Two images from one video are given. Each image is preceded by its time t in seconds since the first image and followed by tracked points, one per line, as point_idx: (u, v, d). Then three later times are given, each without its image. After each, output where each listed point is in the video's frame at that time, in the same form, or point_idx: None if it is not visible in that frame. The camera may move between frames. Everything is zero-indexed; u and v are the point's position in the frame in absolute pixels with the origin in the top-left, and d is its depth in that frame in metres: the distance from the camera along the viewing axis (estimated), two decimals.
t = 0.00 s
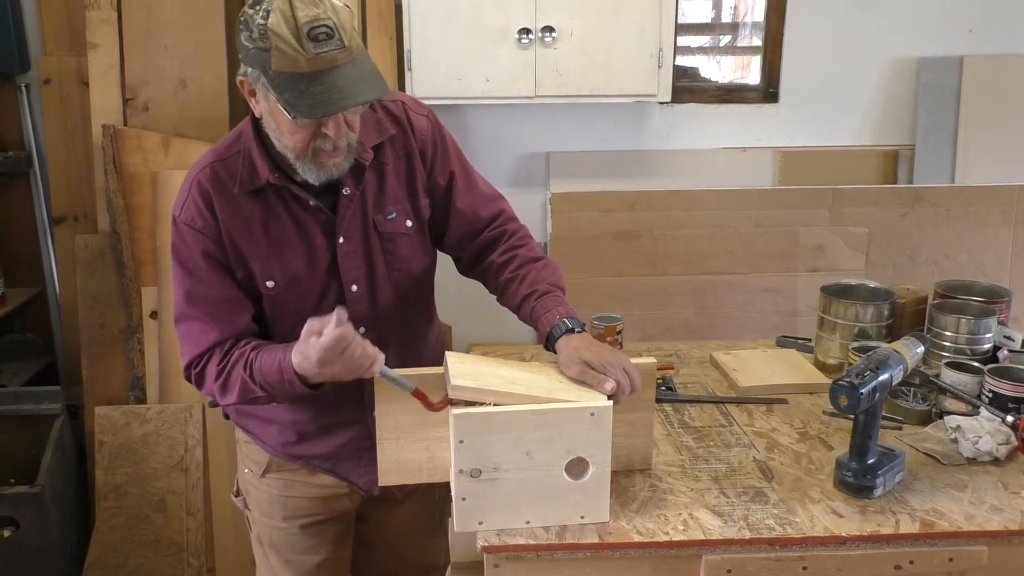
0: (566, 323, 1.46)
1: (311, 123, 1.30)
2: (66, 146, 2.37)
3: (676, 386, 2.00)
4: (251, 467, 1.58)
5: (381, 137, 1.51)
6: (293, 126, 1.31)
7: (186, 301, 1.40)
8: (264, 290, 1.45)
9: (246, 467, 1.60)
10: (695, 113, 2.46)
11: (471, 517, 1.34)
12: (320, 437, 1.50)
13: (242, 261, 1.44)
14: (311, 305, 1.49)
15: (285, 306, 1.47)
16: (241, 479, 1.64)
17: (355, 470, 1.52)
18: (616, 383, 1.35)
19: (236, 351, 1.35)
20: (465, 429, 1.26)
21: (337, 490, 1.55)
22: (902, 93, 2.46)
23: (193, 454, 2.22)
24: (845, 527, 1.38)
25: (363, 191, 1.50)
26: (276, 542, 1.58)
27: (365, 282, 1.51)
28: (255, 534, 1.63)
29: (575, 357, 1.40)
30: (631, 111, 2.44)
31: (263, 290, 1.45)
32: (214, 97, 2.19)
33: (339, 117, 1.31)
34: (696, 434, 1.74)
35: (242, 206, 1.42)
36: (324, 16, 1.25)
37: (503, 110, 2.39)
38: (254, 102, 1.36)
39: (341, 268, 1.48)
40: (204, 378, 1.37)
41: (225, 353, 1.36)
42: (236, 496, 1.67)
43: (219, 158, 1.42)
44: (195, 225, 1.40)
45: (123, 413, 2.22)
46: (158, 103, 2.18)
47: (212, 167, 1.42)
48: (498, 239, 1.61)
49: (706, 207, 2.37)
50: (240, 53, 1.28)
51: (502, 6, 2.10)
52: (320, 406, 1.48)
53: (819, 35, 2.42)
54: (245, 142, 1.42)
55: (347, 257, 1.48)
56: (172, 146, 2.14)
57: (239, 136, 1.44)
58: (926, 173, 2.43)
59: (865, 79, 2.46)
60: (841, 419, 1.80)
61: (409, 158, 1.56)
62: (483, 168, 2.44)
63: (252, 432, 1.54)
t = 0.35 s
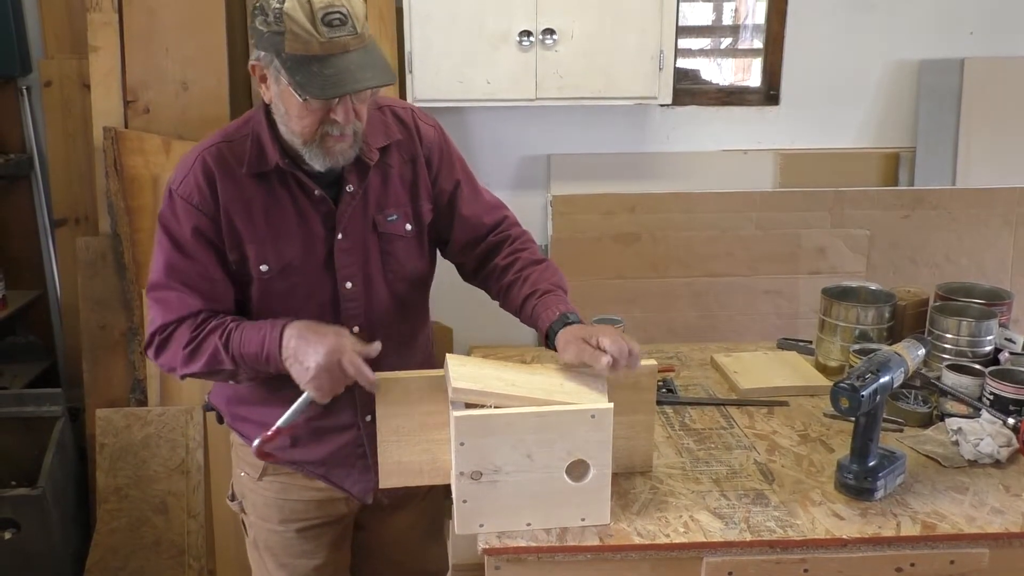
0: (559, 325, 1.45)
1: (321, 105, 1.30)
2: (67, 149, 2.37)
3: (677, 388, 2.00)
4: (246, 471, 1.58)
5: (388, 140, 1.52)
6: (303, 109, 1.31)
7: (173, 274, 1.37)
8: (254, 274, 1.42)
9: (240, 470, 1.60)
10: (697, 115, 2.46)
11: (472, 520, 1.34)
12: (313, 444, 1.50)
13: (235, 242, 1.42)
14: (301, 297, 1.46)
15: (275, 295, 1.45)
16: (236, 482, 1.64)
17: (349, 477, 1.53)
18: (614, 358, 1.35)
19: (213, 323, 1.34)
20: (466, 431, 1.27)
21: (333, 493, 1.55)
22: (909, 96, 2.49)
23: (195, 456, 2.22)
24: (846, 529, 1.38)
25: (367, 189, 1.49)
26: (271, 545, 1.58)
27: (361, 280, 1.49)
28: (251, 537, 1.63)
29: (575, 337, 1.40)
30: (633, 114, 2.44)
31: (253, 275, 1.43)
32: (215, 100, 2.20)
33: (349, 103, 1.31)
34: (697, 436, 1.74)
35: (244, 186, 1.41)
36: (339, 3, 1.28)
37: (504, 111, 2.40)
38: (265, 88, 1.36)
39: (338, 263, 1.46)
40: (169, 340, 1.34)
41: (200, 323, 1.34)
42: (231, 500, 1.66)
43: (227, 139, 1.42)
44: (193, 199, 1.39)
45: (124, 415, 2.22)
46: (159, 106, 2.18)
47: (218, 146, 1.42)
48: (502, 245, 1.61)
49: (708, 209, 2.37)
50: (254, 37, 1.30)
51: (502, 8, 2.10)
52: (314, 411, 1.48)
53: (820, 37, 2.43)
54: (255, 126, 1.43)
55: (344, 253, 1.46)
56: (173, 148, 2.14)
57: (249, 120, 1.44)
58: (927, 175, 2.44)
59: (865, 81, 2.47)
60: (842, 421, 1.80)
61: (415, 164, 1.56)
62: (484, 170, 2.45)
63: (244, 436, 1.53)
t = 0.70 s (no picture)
0: (620, 317, 1.55)
1: (338, 101, 1.31)
2: (67, 151, 2.37)
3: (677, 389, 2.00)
4: (242, 466, 1.58)
5: (398, 147, 1.52)
6: (319, 105, 1.32)
7: (181, 263, 1.37)
8: (256, 266, 1.42)
9: (236, 466, 1.60)
10: (697, 117, 2.47)
11: (472, 521, 1.33)
12: (302, 447, 1.50)
13: (241, 233, 1.41)
14: (298, 295, 1.45)
15: (275, 290, 1.43)
16: (232, 478, 1.64)
17: (337, 483, 1.52)
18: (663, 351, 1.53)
19: (231, 325, 1.35)
20: (466, 432, 1.27)
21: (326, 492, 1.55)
22: (909, 96, 2.48)
23: (195, 457, 2.22)
24: (847, 530, 1.38)
25: (373, 195, 1.49)
26: (265, 541, 1.58)
27: (359, 283, 1.48)
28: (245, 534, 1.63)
29: (630, 333, 1.54)
30: (634, 115, 2.45)
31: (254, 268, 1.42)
32: (215, 102, 2.20)
33: (366, 100, 1.33)
34: (697, 437, 1.74)
35: (252, 178, 1.41)
36: (357, 2, 1.30)
37: (504, 113, 2.41)
38: (279, 86, 1.37)
39: (338, 264, 1.45)
40: (185, 338, 1.35)
41: (218, 322, 1.35)
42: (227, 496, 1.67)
43: (240, 132, 1.43)
44: (203, 188, 1.38)
45: (125, 417, 2.22)
46: (161, 108, 2.18)
47: (230, 138, 1.42)
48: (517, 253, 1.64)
49: (709, 211, 2.37)
50: (269, 33, 1.30)
51: (503, 10, 2.11)
52: (303, 414, 1.48)
53: (820, 38, 2.43)
54: (268, 121, 1.44)
55: (345, 255, 1.45)
56: (174, 150, 2.15)
57: (262, 116, 1.45)
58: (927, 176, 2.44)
59: (865, 82, 2.47)
60: (843, 422, 1.80)
61: (423, 175, 1.56)
62: (484, 171, 2.45)
63: (241, 431, 1.54)
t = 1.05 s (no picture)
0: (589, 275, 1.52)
1: (349, 96, 1.32)
2: (68, 152, 2.37)
3: (679, 391, 1.99)
4: (249, 468, 1.58)
5: (409, 144, 1.52)
6: (331, 99, 1.33)
7: (187, 257, 1.37)
8: (267, 260, 1.41)
9: (243, 468, 1.60)
10: (698, 119, 2.47)
11: (468, 526, 1.32)
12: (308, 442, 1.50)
13: (252, 227, 1.41)
14: (308, 288, 1.44)
15: (286, 284, 1.43)
16: (237, 479, 1.64)
17: (344, 478, 1.52)
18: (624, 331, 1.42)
19: (223, 336, 1.34)
20: (424, 448, 1.22)
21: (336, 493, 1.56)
22: (910, 98, 2.49)
23: (196, 459, 2.22)
24: (848, 532, 1.38)
25: (384, 190, 1.49)
26: (272, 543, 1.58)
27: (370, 278, 1.48)
28: (251, 535, 1.63)
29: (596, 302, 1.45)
30: (635, 117, 2.45)
31: (266, 261, 1.42)
32: (217, 103, 2.20)
33: (374, 98, 1.35)
34: (698, 438, 1.74)
35: (265, 172, 1.41)
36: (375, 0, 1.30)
37: (505, 114, 2.41)
38: (294, 78, 1.37)
39: (349, 259, 1.45)
40: (177, 336, 1.35)
41: (210, 329, 1.35)
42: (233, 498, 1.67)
43: (253, 127, 1.43)
44: (215, 181, 1.38)
45: (126, 418, 2.22)
46: (162, 109, 2.18)
47: (243, 132, 1.42)
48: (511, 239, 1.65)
49: (710, 212, 2.37)
50: (289, 25, 1.31)
51: (504, 12, 2.11)
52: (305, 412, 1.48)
53: (821, 39, 2.44)
54: (281, 117, 1.44)
55: (356, 250, 1.45)
56: (175, 152, 2.15)
57: (276, 111, 1.45)
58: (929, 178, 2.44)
59: (866, 84, 2.47)
60: (844, 424, 1.80)
61: (433, 172, 1.56)
62: (485, 173, 2.45)
63: (244, 430, 1.53)
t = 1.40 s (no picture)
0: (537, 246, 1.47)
1: (336, 91, 1.31)
2: (70, 153, 2.37)
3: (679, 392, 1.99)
4: (256, 468, 1.57)
5: (404, 141, 1.53)
6: (317, 94, 1.32)
7: (192, 265, 1.36)
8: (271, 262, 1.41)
9: (250, 467, 1.59)
10: (699, 120, 2.47)
11: (474, 519, 1.13)
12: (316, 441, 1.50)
13: (255, 231, 1.41)
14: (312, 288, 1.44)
15: (289, 285, 1.43)
16: (244, 480, 1.64)
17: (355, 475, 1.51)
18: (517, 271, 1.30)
19: (223, 375, 1.35)
20: (389, 486, 1.05)
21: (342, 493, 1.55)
22: (910, 99, 2.50)
23: (197, 459, 2.23)
24: (849, 533, 1.38)
25: (383, 187, 1.49)
26: (278, 544, 1.58)
27: (372, 276, 1.48)
28: (258, 536, 1.63)
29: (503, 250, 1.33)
30: (636, 118, 2.45)
31: (269, 264, 1.41)
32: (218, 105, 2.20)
33: (361, 92, 1.31)
34: (699, 439, 1.74)
35: (265, 176, 1.41)
36: None
37: (506, 115, 2.41)
38: (285, 75, 1.38)
39: (351, 256, 1.45)
40: (184, 361, 1.34)
41: (217, 364, 1.35)
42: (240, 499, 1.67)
43: (251, 133, 1.43)
44: (216, 187, 1.38)
45: (127, 419, 2.22)
46: (163, 110, 2.18)
47: (241, 138, 1.42)
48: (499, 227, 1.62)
49: (711, 214, 2.37)
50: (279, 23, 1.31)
51: (505, 13, 2.11)
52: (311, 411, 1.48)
53: (822, 40, 2.44)
54: (278, 119, 1.44)
55: (358, 248, 1.45)
56: (176, 152, 2.15)
57: (272, 114, 1.45)
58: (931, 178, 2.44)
59: (868, 85, 2.48)
60: (845, 425, 1.80)
61: (429, 168, 1.57)
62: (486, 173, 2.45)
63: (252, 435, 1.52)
